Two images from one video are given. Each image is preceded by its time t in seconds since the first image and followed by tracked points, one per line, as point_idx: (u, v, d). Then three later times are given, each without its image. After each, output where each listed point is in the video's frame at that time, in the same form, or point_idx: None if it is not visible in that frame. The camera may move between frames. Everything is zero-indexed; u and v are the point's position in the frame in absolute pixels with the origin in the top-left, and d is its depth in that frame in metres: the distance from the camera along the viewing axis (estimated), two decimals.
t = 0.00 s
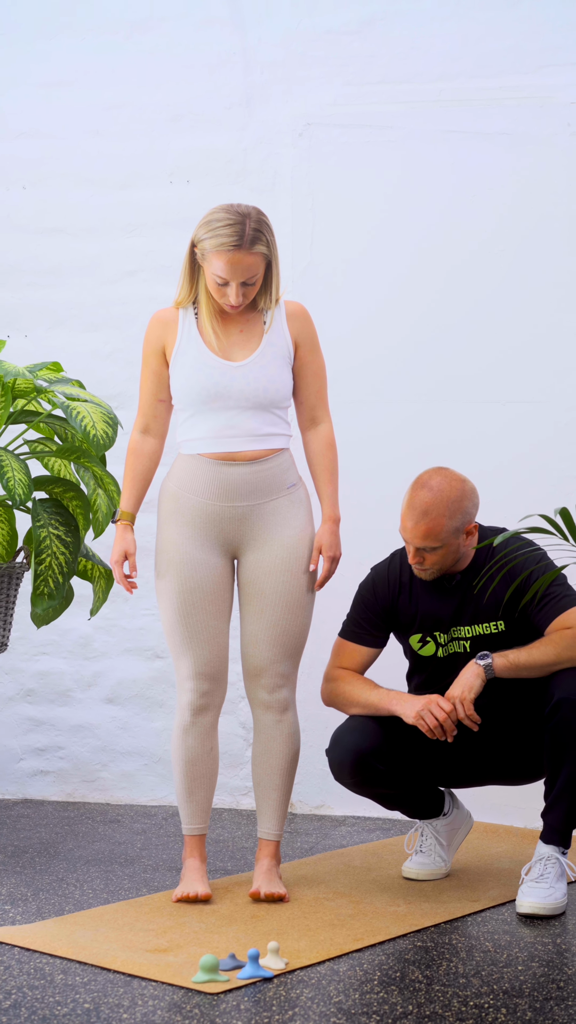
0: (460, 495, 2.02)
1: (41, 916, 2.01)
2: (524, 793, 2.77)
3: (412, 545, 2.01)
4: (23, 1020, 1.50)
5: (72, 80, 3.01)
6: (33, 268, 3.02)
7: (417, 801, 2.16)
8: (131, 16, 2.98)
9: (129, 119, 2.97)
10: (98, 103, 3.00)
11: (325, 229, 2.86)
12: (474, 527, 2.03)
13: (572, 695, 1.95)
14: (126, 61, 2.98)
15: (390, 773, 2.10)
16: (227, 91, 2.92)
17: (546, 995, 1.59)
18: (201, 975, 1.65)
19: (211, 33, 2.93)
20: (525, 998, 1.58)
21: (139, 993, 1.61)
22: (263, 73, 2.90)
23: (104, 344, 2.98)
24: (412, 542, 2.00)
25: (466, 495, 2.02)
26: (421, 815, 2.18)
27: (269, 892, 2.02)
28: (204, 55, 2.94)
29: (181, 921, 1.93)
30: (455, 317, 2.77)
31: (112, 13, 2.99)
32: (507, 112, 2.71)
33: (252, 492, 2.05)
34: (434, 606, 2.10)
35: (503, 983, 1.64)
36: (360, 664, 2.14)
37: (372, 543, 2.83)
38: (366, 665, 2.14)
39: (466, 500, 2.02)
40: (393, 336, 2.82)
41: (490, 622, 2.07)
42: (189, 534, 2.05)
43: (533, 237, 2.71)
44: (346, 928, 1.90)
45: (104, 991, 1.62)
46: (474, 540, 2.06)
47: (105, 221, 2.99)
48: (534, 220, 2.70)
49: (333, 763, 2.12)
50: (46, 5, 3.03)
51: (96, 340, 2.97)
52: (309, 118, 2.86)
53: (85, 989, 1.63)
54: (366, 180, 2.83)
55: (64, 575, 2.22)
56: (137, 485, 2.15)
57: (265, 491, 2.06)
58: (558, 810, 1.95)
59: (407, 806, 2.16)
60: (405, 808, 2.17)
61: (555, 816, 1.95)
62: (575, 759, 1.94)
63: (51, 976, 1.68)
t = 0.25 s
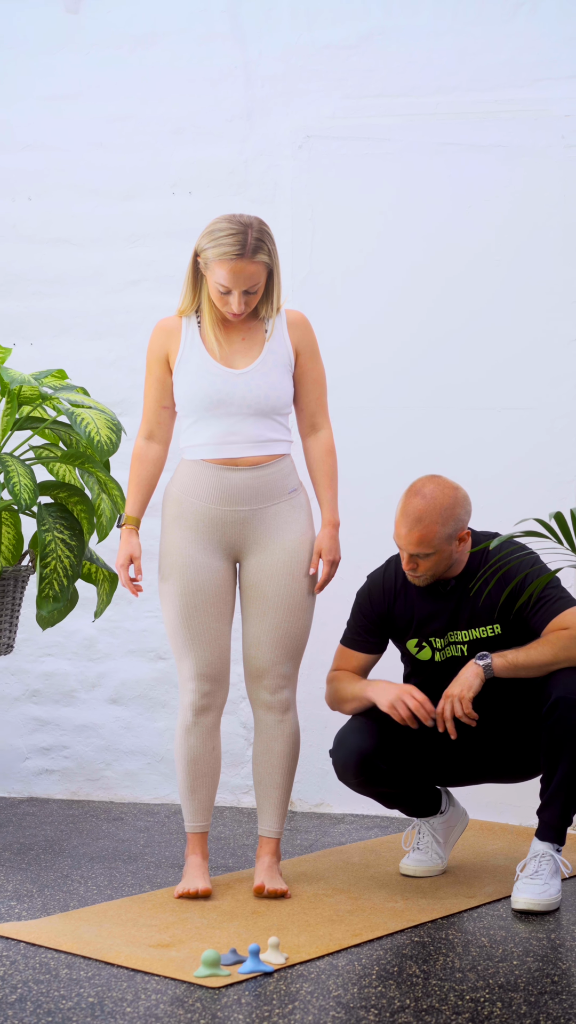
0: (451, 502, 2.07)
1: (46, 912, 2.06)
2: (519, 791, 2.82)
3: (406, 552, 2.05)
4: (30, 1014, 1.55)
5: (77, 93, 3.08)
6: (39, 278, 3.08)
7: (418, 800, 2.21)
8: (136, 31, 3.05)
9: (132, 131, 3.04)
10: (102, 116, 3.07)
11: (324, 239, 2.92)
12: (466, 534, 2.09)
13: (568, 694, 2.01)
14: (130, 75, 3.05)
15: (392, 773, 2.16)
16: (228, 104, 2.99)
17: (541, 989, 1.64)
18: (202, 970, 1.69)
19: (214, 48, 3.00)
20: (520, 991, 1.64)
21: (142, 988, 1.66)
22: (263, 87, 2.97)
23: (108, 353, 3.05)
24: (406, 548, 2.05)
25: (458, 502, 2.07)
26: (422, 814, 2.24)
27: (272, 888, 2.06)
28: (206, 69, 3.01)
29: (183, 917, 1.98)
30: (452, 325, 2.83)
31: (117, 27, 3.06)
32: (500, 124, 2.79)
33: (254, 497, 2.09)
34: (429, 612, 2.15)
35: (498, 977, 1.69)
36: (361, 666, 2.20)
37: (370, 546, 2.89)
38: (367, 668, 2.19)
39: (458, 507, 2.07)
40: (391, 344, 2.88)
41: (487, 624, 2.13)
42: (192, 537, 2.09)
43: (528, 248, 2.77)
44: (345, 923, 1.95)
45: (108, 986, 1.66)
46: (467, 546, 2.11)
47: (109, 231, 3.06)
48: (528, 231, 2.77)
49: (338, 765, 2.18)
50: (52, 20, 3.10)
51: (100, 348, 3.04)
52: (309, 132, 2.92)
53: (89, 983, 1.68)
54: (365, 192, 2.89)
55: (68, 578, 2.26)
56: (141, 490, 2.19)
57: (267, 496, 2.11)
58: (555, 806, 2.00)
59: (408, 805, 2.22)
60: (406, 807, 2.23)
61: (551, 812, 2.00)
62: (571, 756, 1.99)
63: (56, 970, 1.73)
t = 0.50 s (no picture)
0: (447, 511, 2.11)
1: (52, 906, 2.11)
2: (514, 788, 2.88)
3: (405, 561, 2.09)
4: (36, 1006, 1.60)
5: (82, 105, 3.15)
6: (44, 286, 3.14)
7: (416, 797, 2.27)
8: (140, 44, 3.13)
9: (137, 143, 3.12)
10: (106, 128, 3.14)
11: (323, 248, 2.99)
12: (462, 541, 2.14)
13: (566, 693, 2.06)
14: (135, 89, 3.12)
15: (396, 772, 2.21)
16: (229, 115, 3.07)
17: (536, 982, 1.69)
18: (204, 963, 1.75)
19: (216, 62, 3.08)
20: (514, 983, 1.69)
21: (145, 981, 1.70)
22: (263, 99, 3.06)
23: (112, 360, 3.12)
24: (405, 558, 2.09)
25: (454, 510, 2.11)
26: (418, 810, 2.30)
27: (273, 883, 2.12)
28: (208, 82, 3.08)
29: (185, 911, 2.03)
30: (449, 332, 2.90)
31: (122, 40, 3.13)
32: (495, 135, 2.87)
33: (255, 501, 2.14)
34: (427, 615, 2.20)
35: (494, 970, 1.74)
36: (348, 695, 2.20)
37: (368, 549, 2.95)
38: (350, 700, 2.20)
39: (453, 515, 2.12)
40: (389, 350, 2.95)
41: (484, 626, 2.18)
42: (195, 540, 2.14)
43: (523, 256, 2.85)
44: (344, 917, 2.01)
45: (112, 979, 1.71)
46: (462, 553, 2.16)
47: (112, 242, 3.13)
48: (523, 241, 2.85)
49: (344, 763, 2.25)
50: (58, 34, 3.17)
51: (105, 356, 3.11)
52: (308, 142, 3.00)
53: (93, 976, 1.72)
54: (363, 202, 2.97)
55: (73, 579, 2.31)
56: (146, 494, 2.24)
57: (268, 499, 2.16)
58: (553, 802, 2.05)
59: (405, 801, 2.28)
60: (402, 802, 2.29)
61: (549, 808, 2.05)
62: (569, 753, 2.05)
63: (61, 964, 1.78)
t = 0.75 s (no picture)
0: (444, 513, 2.17)
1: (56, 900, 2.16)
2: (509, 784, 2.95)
3: (404, 562, 2.14)
4: (41, 998, 1.63)
5: (86, 116, 3.24)
6: (49, 293, 3.23)
7: (413, 794, 2.32)
8: (142, 56, 3.22)
9: (139, 152, 3.20)
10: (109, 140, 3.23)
11: (323, 256, 3.06)
12: (458, 543, 2.19)
13: (560, 692, 2.12)
14: (138, 99, 3.21)
15: (394, 767, 2.27)
16: (231, 126, 3.15)
17: (530, 975, 1.73)
18: (206, 955, 1.78)
19: (217, 73, 3.16)
20: (510, 976, 1.73)
21: (148, 973, 1.75)
22: (264, 111, 3.14)
23: (115, 365, 3.20)
24: (403, 559, 2.14)
25: (451, 512, 2.17)
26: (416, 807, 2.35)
27: (274, 878, 2.18)
28: (210, 93, 3.17)
29: (188, 905, 2.07)
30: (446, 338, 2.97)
31: (126, 53, 3.23)
32: (491, 145, 2.94)
33: (256, 503, 2.20)
34: (426, 615, 2.26)
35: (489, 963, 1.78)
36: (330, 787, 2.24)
37: (367, 551, 3.02)
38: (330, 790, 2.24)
39: (450, 517, 2.17)
40: (387, 356, 3.01)
41: (479, 627, 2.23)
42: (197, 542, 2.19)
43: (518, 263, 2.92)
44: (343, 911, 2.06)
45: (116, 971, 1.75)
46: (458, 556, 2.21)
47: (116, 249, 3.21)
48: (517, 250, 2.92)
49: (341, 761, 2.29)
50: (63, 47, 3.26)
51: (108, 362, 3.19)
52: (307, 153, 3.07)
53: (98, 968, 1.76)
54: (362, 212, 3.04)
55: (78, 579, 2.36)
56: (150, 496, 2.30)
57: (269, 502, 2.21)
58: (546, 800, 2.09)
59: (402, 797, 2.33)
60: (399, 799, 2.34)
61: (544, 805, 2.10)
62: (563, 752, 2.09)
63: (66, 955, 1.82)
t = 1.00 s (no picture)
0: (444, 510, 2.22)
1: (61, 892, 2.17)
2: (504, 780, 3.01)
3: (405, 559, 2.20)
4: (46, 987, 1.60)
5: (89, 126, 3.34)
6: (53, 299, 3.34)
7: (408, 787, 2.37)
8: (145, 68, 3.31)
9: (142, 162, 3.30)
10: (114, 150, 3.32)
11: (322, 262, 3.12)
12: (458, 540, 2.25)
13: (554, 689, 2.17)
14: (138, 110, 3.31)
15: (392, 763, 2.31)
16: (232, 136, 3.24)
17: (526, 963, 1.73)
18: (208, 947, 1.75)
19: (217, 84, 3.25)
20: (505, 965, 1.72)
21: (151, 963, 1.71)
22: (264, 121, 3.21)
23: (119, 369, 3.30)
24: (404, 556, 2.20)
25: (451, 510, 2.23)
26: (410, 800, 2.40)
27: (274, 871, 2.21)
28: (211, 104, 3.26)
29: (190, 898, 2.08)
30: (442, 342, 3.03)
31: (128, 65, 3.32)
32: (486, 155, 3.00)
33: (257, 504, 2.25)
34: (424, 615, 2.32)
35: (485, 953, 1.78)
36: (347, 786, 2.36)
37: (366, 550, 3.08)
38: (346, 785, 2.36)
39: (450, 514, 2.23)
40: (385, 360, 3.08)
41: (476, 625, 2.28)
42: (199, 543, 2.24)
43: (513, 269, 2.98)
44: (341, 902, 2.07)
45: (119, 962, 1.72)
46: (458, 552, 2.27)
47: (122, 255, 3.30)
48: (512, 256, 2.98)
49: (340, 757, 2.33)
50: (68, 59, 3.37)
51: (113, 365, 3.29)
52: (307, 162, 3.14)
53: (102, 959, 1.73)
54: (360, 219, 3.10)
55: (82, 579, 2.41)
56: (153, 497, 2.35)
57: (269, 504, 2.26)
58: (539, 795, 2.15)
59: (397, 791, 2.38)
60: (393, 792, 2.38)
61: (537, 800, 2.15)
62: (556, 749, 2.14)
63: (71, 947, 1.79)
